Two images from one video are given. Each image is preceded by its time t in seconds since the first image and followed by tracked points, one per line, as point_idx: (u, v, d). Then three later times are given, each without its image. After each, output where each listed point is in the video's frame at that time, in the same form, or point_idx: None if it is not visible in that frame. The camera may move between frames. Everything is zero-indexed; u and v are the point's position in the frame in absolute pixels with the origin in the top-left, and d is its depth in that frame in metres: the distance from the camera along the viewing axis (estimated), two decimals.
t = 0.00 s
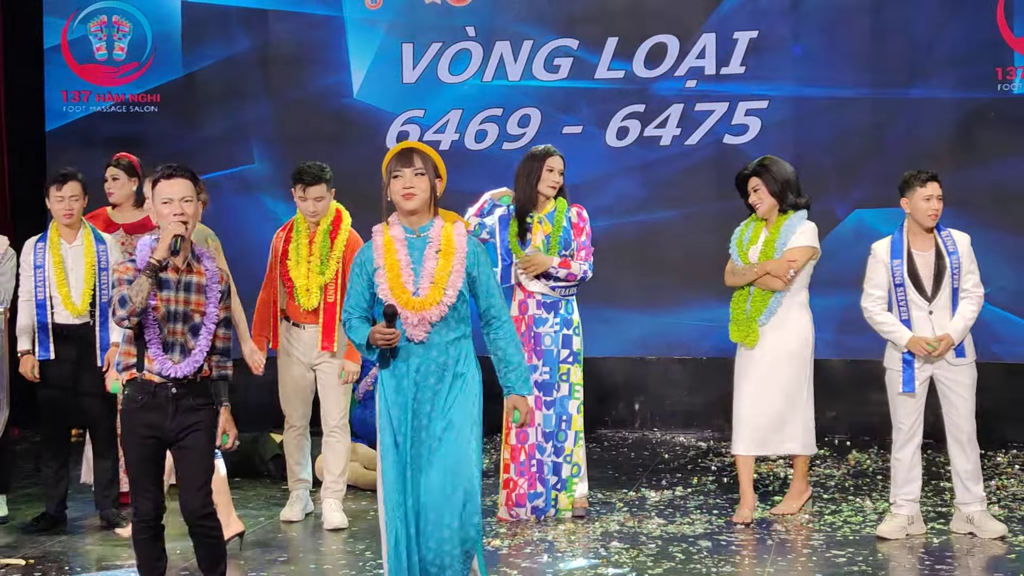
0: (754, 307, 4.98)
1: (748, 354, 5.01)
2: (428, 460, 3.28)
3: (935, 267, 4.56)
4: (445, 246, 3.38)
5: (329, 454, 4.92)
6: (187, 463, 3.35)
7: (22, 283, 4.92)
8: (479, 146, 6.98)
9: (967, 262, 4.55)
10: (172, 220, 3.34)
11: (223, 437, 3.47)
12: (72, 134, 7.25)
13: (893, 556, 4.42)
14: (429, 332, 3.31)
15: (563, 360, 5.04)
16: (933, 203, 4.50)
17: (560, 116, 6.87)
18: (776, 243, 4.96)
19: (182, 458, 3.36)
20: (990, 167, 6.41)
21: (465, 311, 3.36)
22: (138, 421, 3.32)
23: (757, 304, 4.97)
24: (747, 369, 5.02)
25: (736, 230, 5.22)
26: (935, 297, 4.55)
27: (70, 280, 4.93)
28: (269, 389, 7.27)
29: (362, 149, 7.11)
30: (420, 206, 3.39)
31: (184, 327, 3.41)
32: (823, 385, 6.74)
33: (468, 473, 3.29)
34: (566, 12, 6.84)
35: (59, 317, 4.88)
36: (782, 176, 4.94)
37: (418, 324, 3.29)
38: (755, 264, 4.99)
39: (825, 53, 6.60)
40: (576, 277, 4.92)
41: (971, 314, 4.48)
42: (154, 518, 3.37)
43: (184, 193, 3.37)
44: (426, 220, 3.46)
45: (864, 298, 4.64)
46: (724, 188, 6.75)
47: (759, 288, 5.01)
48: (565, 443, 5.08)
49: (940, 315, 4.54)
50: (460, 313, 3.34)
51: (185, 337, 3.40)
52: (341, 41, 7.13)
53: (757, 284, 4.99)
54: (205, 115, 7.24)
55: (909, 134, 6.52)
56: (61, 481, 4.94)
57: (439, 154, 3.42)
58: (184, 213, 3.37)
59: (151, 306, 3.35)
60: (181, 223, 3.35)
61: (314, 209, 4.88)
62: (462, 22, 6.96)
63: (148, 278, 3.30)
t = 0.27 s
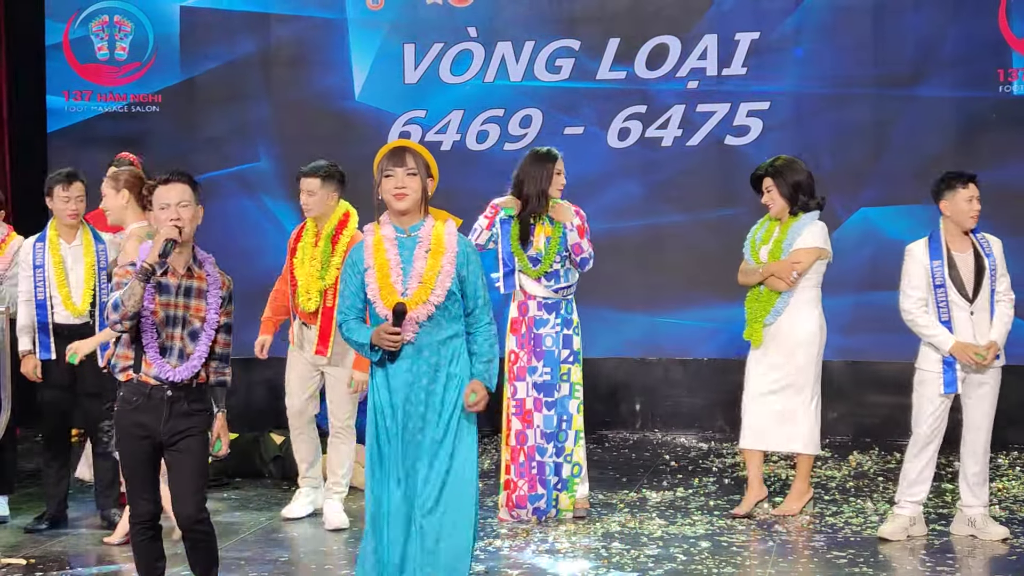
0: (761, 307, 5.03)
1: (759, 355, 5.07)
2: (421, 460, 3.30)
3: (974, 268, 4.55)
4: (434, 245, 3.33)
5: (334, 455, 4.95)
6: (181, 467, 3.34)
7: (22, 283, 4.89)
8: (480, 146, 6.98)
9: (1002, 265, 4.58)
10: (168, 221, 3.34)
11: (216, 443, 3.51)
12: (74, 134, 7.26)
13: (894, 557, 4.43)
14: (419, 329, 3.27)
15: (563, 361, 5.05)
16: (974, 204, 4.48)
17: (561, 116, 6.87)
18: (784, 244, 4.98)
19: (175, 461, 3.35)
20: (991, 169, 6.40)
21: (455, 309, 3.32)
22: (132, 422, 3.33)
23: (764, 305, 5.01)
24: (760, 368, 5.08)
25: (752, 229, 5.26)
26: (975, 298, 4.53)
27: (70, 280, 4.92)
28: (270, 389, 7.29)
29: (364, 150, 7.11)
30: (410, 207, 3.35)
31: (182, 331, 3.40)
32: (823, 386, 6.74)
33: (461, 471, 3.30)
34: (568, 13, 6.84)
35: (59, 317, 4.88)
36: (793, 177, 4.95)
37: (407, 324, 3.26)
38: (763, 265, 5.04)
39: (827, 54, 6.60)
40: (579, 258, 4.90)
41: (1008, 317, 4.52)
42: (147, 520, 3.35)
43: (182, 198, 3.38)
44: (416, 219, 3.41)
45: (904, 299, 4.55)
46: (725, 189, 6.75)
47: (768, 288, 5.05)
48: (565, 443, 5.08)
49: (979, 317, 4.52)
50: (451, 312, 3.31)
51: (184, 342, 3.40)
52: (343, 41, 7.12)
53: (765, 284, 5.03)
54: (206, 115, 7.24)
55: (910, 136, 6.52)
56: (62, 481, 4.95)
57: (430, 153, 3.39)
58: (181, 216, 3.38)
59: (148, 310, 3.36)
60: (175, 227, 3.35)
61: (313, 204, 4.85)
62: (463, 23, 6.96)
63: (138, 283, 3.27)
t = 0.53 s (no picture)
0: (763, 305, 5.06)
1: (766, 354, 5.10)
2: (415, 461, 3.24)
3: (1005, 268, 4.54)
4: (431, 246, 3.32)
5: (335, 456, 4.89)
6: (180, 467, 3.33)
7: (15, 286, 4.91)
8: (480, 147, 6.98)
9: None
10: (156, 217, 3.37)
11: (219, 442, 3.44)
12: (75, 134, 7.26)
13: (894, 559, 4.43)
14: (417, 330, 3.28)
15: (564, 362, 5.05)
16: (1006, 204, 4.49)
17: (562, 117, 6.87)
18: (784, 245, 5.01)
19: (176, 462, 3.34)
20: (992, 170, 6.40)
21: (452, 310, 3.33)
22: (131, 421, 3.33)
23: (765, 305, 5.04)
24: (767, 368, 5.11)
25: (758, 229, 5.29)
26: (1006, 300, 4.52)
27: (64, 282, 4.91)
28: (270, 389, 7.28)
29: (364, 150, 7.11)
30: (412, 208, 3.35)
31: (181, 330, 3.39)
32: (823, 387, 6.73)
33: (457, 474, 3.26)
34: (569, 14, 6.84)
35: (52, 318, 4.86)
36: (798, 179, 4.98)
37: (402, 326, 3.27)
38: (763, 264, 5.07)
39: (828, 55, 6.60)
40: (580, 260, 4.93)
41: None
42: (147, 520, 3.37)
43: (172, 191, 3.40)
44: (414, 220, 3.40)
45: (939, 300, 4.49)
46: (726, 190, 6.74)
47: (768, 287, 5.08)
48: (566, 444, 5.08)
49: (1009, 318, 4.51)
50: (447, 314, 3.33)
51: (184, 340, 3.39)
52: (343, 42, 7.13)
53: (767, 284, 5.05)
54: (207, 115, 7.25)
55: (910, 137, 6.52)
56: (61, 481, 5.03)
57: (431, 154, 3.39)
58: (167, 209, 3.39)
59: (145, 309, 3.38)
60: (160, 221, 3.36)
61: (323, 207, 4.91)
62: (464, 23, 6.96)
63: (123, 278, 3.31)
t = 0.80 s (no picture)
0: (763, 306, 5.07)
1: (768, 353, 5.10)
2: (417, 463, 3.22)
3: None
4: (433, 247, 3.32)
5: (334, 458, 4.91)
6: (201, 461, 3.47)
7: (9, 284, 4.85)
8: (480, 147, 6.98)
9: None
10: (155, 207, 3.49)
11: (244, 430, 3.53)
12: (75, 134, 7.26)
13: (894, 560, 4.43)
14: (419, 329, 3.28)
15: (564, 362, 5.05)
16: None
17: (562, 117, 6.87)
18: (783, 245, 5.02)
19: (199, 455, 3.48)
20: (992, 171, 6.40)
21: (453, 310, 3.33)
22: (147, 420, 3.45)
23: (765, 305, 5.06)
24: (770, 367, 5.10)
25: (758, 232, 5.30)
26: None
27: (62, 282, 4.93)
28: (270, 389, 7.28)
29: (364, 150, 7.12)
30: (417, 208, 3.35)
31: (179, 322, 3.48)
32: (823, 388, 6.74)
33: (459, 475, 3.25)
34: (570, 14, 6.84)
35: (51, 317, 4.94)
36: (794, 180, 4.99)
37: (404, 326, 3.28)
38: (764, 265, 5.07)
39: (828, 56, 6.60)
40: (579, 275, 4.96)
41: None
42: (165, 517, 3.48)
43: (178, 182, 3.52)
44: (416, 220, 3.41)
45: (964, 300, 4.39)
46: (726, 190, 6.74)
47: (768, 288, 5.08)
48: (566, 445, 5.08)
49: None
50: (449, 314, 3.32)
51: (181, 331, 3.48)
52: (344, 42, 7.13)
53: (767, 285, 5.05)
54: (207, 114, 7.25)
55: (910, 138, 6.52)
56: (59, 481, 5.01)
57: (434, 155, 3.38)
58: (172, 200, 3.50)
59: (141, 302, 3.50)
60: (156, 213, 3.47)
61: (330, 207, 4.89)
62: (465, 23, 6.96)
63: (116, 268, 3.44)
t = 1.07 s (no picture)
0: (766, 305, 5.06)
1: (769, 352, 5.08)
2: (425, 467, 3.17)
3: None
4: (438, 246, 3.33)
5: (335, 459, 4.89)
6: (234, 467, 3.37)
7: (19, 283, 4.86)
8: (481, 147, 6.97)
9: None
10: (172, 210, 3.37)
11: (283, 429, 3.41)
12: (75, 133, 7.26)
13: (893, 561, 4.44)
14: (427, 330, 3.26)
15: (563, 363, 5.05)
16: None
17: (563, 117, 6.87)
18: (786, 244, 5.01)
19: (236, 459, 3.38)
20: (993, 171, 6.40)
21: (456, 310, 3.33)
22: (183, 425, 3.35)
23: (767, 304, 5.05)
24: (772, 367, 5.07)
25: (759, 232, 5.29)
26: None
27: (71, 280, 4.95)
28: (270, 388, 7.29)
29: (365, 150, 7.12)
30: (421, 208, 3.33)
31: (203, 323, 3.38)
32: (823, 388, 6.74)
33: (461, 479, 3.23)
34: (570, 14, 6.85)
35: (60, 316, 4.93)
36: (798, 181, 4.98)
37: (414, 327, 3.24)
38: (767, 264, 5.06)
39: (828, 57, 6.60)
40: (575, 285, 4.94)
41: None
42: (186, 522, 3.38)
43: (196, 184, 3.40)
44: (419, 220, 3.39)
45: (997, 309, 4.34)
46: (726, 191, 6.74)
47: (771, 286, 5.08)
48: (565, 446, 5.08)
49: None
50: (453, 313, 3.32)
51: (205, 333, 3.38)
52: (345, 41, 7.12)
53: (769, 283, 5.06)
54: (208, 114, 7.25)
55: (910, 138, 6.52)
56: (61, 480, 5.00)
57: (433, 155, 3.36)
58: (191, 201, 3.38)
59: (165, 306, 3.41)
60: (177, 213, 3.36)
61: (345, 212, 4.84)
62: (466, 23, 6.96)
63: (133, 272, 3.36)
